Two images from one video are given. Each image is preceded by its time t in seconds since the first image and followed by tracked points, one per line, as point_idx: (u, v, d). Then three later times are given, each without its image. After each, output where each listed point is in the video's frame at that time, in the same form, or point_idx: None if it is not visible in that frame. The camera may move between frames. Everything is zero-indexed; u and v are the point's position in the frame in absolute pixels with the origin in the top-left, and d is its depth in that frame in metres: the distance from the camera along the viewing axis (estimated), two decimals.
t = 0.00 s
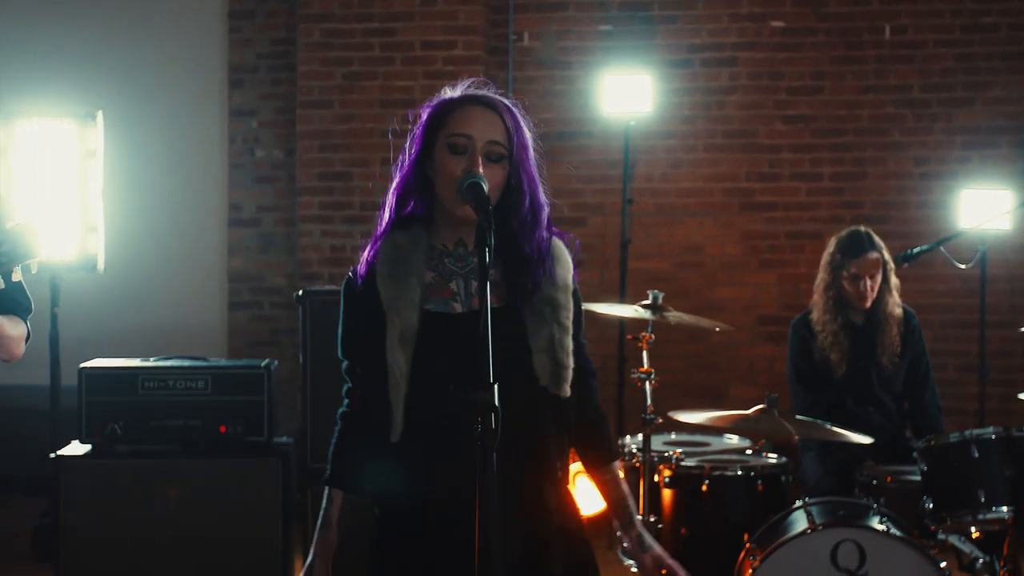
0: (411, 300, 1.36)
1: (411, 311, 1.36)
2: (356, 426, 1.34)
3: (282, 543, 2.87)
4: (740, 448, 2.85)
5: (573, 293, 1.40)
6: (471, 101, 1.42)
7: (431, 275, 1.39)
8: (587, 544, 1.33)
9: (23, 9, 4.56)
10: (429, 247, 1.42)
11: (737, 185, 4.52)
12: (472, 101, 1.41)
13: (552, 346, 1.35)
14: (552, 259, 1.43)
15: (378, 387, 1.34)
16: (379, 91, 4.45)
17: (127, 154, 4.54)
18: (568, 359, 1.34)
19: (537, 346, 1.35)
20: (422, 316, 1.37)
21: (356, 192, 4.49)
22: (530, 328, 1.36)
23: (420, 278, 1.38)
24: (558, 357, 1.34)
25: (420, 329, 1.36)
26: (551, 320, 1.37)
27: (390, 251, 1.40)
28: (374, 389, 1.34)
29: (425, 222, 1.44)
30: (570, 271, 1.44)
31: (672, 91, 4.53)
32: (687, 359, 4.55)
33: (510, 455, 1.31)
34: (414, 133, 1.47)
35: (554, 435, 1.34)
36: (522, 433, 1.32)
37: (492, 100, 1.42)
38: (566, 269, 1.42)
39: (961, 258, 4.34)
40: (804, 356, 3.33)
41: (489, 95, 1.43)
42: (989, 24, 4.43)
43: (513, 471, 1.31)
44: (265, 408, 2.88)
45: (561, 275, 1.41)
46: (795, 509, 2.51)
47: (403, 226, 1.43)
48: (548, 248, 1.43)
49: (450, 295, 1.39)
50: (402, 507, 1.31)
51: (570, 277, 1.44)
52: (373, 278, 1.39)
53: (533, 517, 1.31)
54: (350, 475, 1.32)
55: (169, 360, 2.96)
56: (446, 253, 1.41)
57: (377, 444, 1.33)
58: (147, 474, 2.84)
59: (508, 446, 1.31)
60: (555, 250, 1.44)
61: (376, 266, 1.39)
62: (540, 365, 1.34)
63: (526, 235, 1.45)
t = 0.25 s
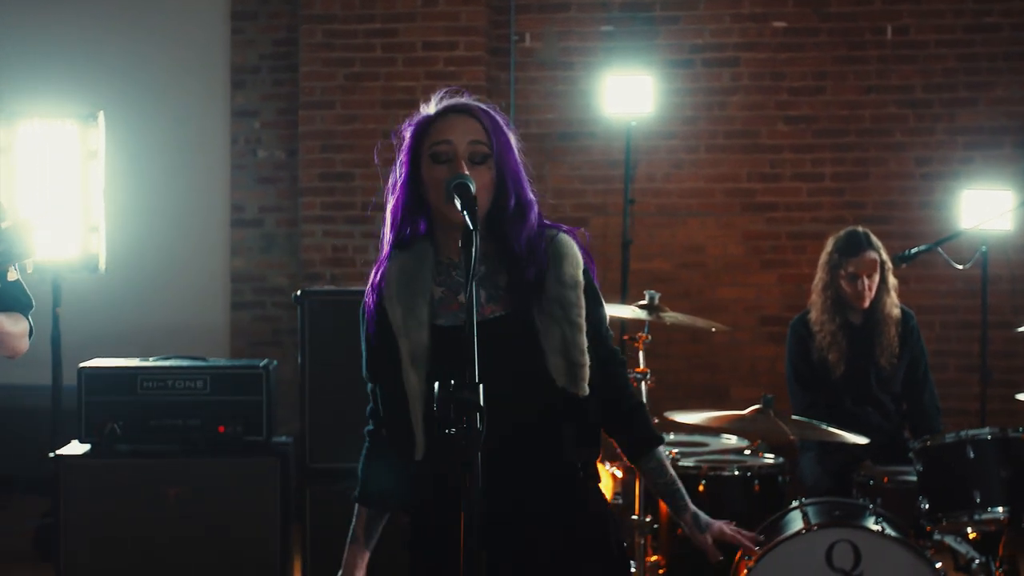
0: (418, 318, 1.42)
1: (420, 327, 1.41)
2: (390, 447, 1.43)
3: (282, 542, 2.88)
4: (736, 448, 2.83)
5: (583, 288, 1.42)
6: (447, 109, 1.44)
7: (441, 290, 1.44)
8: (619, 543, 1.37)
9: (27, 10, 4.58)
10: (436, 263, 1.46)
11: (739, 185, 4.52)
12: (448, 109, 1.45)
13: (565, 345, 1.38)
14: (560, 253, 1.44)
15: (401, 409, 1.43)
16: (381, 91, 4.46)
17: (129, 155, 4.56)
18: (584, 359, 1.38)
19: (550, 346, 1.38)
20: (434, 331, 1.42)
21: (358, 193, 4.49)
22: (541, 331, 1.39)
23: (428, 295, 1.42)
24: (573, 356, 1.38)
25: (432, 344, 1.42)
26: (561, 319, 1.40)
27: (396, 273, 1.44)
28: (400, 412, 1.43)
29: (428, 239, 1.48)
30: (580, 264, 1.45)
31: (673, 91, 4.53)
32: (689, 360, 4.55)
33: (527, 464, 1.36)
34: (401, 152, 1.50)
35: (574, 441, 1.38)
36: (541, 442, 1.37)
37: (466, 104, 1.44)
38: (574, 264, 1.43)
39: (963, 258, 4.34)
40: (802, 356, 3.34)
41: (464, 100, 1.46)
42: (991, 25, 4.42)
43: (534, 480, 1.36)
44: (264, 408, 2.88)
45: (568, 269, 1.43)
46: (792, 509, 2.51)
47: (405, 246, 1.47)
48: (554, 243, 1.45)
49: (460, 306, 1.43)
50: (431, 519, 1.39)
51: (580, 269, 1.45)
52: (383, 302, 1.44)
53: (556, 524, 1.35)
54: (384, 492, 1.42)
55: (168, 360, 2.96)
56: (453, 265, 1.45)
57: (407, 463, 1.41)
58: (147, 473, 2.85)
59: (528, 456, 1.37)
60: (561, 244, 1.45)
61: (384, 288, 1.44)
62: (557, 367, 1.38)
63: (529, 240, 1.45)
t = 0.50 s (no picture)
0: (423, 329, 1.42)
1: (425, 338, 1.41)
2: (405, 454, 1.46)
3: (284, 542, 2.89)
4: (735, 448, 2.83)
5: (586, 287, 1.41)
6: (433, 116, 1.45)
7: (444, 299, 1.43)
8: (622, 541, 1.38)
9: (32, 10, 4.59)
10: (438, 273, 1.45)
11: (743, 186, 4.52)
12: (434, 116, 1.45)
13: (568, 347, 1.37)
14: (560, 252, 1.43)
15: (411, 417, 1.44)
16: (386, 92, 4.46)
17: (133, 154, 4.58)
18: (588, 360, 1.36)
19: (554, 349, 1.37)
20: (439, 342, 1.42)
21: (363, 193, 4.50)
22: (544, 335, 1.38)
23: (431, 306, 1.42)
24: (577, 358, 1.36)
25: (438, 354, 1.41)
26: (563, 322, 1.38)
27: (398, 288, 1.44)
28: (410, 419, 1.44)
29: (430, 249, 1.48)
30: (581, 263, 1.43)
31: (678, 91, 4.53)
32: (693, 360, 4.55)
33: (531, 466, 1.37)
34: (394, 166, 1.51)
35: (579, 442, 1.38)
36: (545, 444, 1.37)
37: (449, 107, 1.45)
38: (575, 262, 1.41)
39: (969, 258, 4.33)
40: (803, 356, 3.34)
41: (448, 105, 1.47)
42: (996, 24, 4.42)
43: (537, 481, 1.36)
44: (266, 408, 2.89)
45: (569, 268, 1.41)
46: (791, 509, 2.51)
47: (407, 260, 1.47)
48: (554, 242, 1.44)
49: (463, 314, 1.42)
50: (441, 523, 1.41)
51: (582, 267, 1.43)
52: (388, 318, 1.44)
53: (557, 523, 1.36)
54: (401, 497, 1.45)
55: (170, 360, 2.97)
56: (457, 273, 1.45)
57: (419, 470, 1.44)
58: (149, 472, 2.86)
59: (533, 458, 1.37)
60: (562, 242, 1.44)
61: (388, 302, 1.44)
62: (563, 369, 1.36)
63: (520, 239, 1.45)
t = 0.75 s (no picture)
0: (421, 328, 1.43)
1: (423, 339, 1.42)
2: (405, 453, 1.47)
3: (292, 540, 2.90)
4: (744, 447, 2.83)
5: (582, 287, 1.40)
6: (430, 115, 1.46)
7: (443, 299, 1.44)
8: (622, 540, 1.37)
9: (48, 11, 4.62)
10: (437, 272, 1.46)
11: (755, 185, 4.52)
12: (431, 115, 1.46)
13: (563, 347, 1.37)
14: (556, 250, 1.42)
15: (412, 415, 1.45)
16: (398, 92, 4.47)
17: (146, 153, 4.60)
18: (584, 360, 1.36)
19: (548, 349, 1.37)
20: (437, 342, 1.42)
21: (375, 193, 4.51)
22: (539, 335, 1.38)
23: (429, 306, 1.43)
24: (572, 359, 1.36)
25: (436, 353, 1.42)
26: (558, 322, 1.38)
27: (396, 287, 1.45)
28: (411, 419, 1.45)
29: (428, 249, 1.49)
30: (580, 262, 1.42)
31: (690, 91, 4.53)
32: (705, 360, 4.55)
33: (531, 466, 1.37)
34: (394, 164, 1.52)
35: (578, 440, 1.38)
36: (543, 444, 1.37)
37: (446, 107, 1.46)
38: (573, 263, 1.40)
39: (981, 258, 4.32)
40: (812, 357, 3.34)
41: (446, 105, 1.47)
42: (1010, 23, 4.40)
43: (534, 481, 1.37)
44: (276, 408, 2.90)
45: (565, 268, 1.40)
46: (798, 508, 2.51)
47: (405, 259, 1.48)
48: (550, 240, 1.43)
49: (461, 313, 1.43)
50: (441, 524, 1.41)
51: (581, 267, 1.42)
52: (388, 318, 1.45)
53: (555, 523, 1.36)
54: (403, 495, 1.46)
55: (181, 359, 2.99)
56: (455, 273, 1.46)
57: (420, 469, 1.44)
58: (160, 471, 2.87)
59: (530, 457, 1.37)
60: (558, 241, 1.43)
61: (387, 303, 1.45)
62: (558, 368, 1.36)
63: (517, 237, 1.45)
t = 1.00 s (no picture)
0: (416, 324, 1.45)
1: (417, 335, 1.45)
2: (398, 447, 1.49)
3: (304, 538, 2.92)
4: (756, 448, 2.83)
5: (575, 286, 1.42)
6: (434, 111, 1.49)
7: (438, 293, 1.47)
8: (614, 540, 1.39)
9: (68, 13, 4.65)
10: (432, 267, 1.49)
11: (771, 185, 4.51)
12: (435, 111, 1.49)
13: (553, 345, 1.39)
14: (551, 249, 1.44)
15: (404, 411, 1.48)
16: (415, 93, 4.48)
17: (163, 153, 4.62)
18: (573, 359, 1.38)
19: (539, 347, 1.39)
20: (432, 337, 1.45)
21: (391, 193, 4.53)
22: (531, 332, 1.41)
23: (424, 301, 1.46)
24: (562, 358, 1.38)
25: (429, 348, 1.45)
26: (550, 321, 1.40)
27: (392, 281, 1.48)
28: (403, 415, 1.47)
29: (424, 244, 1.52)
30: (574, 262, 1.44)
31: (706, 91, 4.53)
32: (720, 360, 4.55)
33: (525, 465, 1.39)
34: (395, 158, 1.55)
35: (573, 440, 1.40)
36: (539, 442, 1.39)
37: (451, 104, 1.49)
38: (566, 263, 1.42)
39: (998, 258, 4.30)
40: (824, 356, 3.33)
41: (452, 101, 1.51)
42: None
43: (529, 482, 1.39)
44: (289, 406, 2.92)
45: (558, 268, 1.42)
46: (809, 508, 2.51)
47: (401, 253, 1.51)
48: (545, 239, 1.45)
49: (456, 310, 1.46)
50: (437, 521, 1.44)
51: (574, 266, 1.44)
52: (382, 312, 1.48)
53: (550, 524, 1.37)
54: (395, 489, 1.49)
55: (195, 357, 3.00)
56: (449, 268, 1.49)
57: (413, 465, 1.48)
58: (174, 470, 2.89)
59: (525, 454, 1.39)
60: (553, 240, 1.45)
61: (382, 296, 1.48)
62: (547, 366, 1.38)
63: (512, 237, 1.47)
